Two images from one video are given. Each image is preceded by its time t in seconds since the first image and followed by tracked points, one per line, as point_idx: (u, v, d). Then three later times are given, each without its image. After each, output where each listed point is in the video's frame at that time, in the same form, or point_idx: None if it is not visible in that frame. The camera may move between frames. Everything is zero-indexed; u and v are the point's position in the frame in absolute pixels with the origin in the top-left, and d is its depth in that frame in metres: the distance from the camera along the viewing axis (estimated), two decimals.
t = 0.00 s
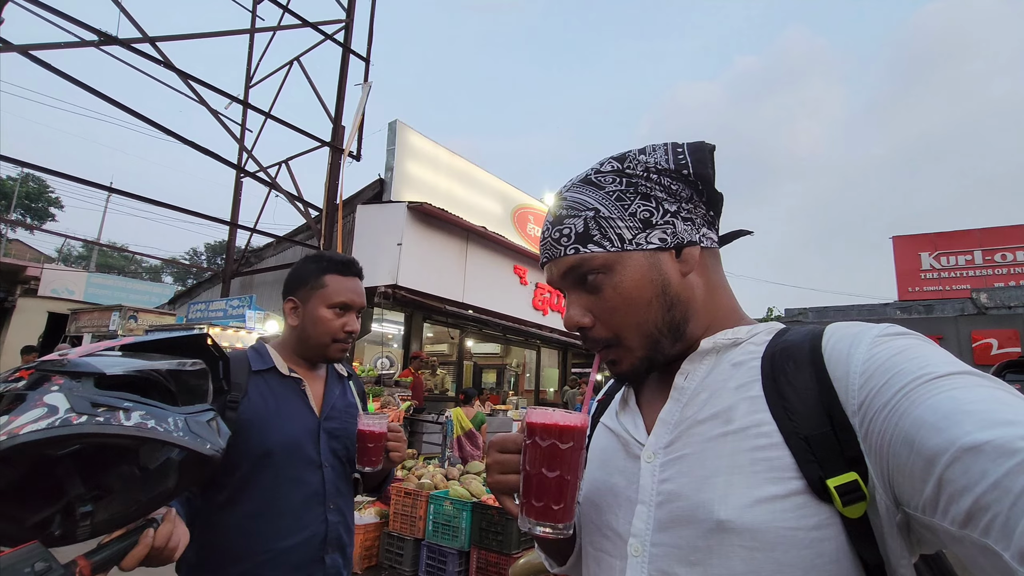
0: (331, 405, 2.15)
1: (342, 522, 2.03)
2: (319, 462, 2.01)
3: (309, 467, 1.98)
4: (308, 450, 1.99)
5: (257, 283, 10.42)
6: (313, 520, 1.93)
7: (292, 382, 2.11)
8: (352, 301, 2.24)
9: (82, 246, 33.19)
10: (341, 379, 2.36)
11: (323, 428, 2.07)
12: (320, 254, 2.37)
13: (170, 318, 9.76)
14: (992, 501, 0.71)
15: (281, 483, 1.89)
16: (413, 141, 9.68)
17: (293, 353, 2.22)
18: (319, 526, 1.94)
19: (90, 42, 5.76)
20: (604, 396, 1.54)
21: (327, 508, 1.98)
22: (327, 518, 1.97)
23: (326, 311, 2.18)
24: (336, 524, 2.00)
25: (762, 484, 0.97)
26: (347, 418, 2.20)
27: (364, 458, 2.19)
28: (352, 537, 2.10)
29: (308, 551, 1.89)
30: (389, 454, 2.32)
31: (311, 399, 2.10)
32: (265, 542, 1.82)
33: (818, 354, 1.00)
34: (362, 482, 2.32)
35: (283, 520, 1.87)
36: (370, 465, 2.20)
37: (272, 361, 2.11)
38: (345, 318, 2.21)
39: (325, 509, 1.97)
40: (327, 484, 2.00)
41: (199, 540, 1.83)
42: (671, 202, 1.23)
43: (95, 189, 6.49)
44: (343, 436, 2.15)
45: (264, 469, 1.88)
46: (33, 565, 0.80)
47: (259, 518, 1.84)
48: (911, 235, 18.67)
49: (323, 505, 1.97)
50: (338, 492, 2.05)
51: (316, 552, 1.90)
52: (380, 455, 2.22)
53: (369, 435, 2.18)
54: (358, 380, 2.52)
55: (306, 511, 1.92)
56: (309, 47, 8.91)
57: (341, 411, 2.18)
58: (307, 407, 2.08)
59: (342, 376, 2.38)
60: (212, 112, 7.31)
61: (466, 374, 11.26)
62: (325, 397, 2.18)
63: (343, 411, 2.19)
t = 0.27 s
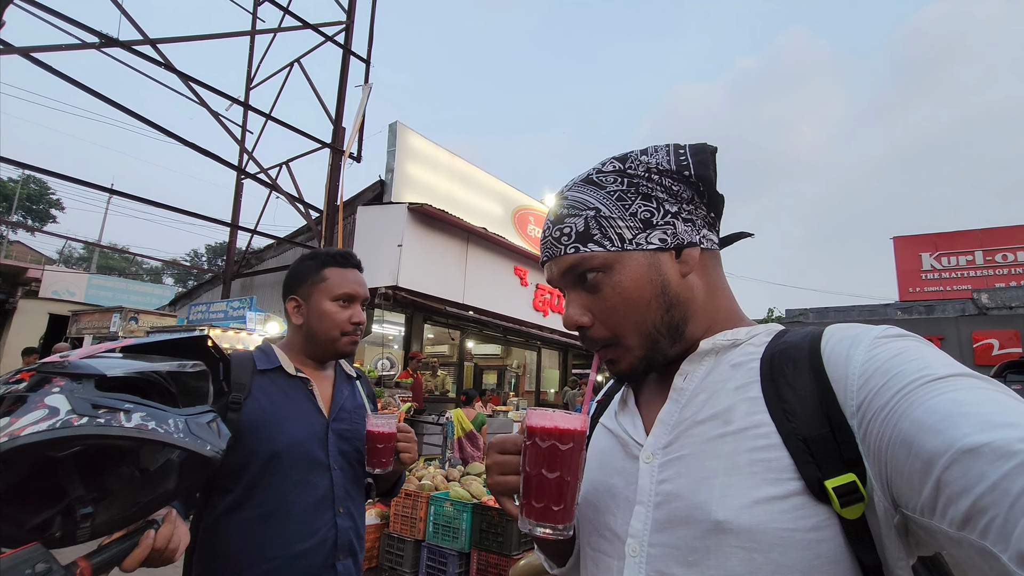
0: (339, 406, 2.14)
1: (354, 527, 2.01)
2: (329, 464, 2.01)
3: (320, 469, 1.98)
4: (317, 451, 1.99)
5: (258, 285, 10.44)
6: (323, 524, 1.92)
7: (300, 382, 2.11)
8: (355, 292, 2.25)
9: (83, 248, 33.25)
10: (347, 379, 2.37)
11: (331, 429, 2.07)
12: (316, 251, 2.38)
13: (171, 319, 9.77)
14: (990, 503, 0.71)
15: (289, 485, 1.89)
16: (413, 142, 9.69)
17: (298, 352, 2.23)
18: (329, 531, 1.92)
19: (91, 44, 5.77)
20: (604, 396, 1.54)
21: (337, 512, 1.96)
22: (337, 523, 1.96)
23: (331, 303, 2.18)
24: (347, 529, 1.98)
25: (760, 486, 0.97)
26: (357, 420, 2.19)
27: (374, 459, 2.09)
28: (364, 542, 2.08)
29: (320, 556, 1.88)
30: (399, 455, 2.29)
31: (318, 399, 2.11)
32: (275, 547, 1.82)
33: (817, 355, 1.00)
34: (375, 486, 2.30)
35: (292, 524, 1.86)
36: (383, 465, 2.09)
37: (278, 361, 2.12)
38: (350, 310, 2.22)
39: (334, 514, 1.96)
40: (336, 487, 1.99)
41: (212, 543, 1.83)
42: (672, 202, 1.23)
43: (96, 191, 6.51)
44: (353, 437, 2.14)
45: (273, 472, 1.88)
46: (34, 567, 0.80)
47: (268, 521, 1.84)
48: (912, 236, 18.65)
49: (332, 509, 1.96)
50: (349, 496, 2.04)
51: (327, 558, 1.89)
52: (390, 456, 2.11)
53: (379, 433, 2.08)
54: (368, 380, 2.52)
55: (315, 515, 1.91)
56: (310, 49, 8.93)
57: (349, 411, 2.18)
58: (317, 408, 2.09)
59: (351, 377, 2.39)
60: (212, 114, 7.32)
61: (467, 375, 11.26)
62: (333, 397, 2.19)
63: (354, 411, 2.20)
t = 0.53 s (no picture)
0: (339, 408, 2.14)
1: (349, 536, 1.99)
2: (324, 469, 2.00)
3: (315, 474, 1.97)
4: (314, 456, 1.98)
5: (258, 286, 10.43)
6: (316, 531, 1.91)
7: (297, 383, 2.11)
8: (355, 290, 2.25)
9: (83, 250, 33.22)
10: (348, 381, 2.36)
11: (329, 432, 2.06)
12: (314, 251, 2.38)
13: (171, 321, 9.76)
14: (988, 503, 0.71)
15: (283, 492, 1.88)
16: (413, 144, 9.70)
17: (298, 352, 2.23)
18: (322, 540, 1.91)
19: (92, 46, 5.78)
20: (603, 398, 1.53)
21: (332, 521, 1.95)
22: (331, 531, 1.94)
23: (330, 302, 2.19)
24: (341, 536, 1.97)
25: (758, 486, 0.97)
26: (358, 424, 2.19)
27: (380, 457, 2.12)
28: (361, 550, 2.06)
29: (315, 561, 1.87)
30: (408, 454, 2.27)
31: (316, 402, 2.10)
32: (268, 555, 1.81)
33: (815, 356, 1.00)
34: (382, 490, 2.34)
35: (285, 532, 1.85)
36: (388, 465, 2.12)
37: (276, 362, 2.13)
38: (349, 309, 2.22)
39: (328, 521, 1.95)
40: (332, 495, 1.97)
41: (210, 548, 1.84)
42: (672, 203, 1.23)
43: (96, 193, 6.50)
44: (353, 442, 2.13)
45: (267, 476, 1.88)
46: (34, 567, 0.80)
47: (261, 528, 1.84)
48: (912, 237, 18.66)
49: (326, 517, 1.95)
50: (346, 504, 2.02)
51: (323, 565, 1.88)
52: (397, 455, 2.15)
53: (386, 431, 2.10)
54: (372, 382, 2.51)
55: (309, 524, 1.90)
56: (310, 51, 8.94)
57: (348, 414, 2.17)
58: (315, 412, 2.08)
59: (353, 379, 2.38)
60: (213, 116, 7.33)
61: (467, 377, 11.25)
62: (333, 401, 2.18)
63: (355, 416, 2.19)
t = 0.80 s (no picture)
0: (333, 409, 2.13)
1: (341, 539, 1.99)
2: (317, 473, 1.99)
3: (307, 478, 1.96)
4: (305, 459, 1.97)
5: (258, 288, 10.44)
6: (308, 537, 1.90)
7: (291, 385, 2.11)
8: (358, 291, 2.24)
9: (83, 252, 33.22)
10: (349, 381, 2.36)
11: (324, 435, 2.05)
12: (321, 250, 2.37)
13: (171, 322, 9.76)
14: (990, 501, 0.71)
15: (274, 495, 1.88)
16: (414, 146, 9.71)
17: (297, 352, 2.22)
18: (312, 543, 1.90)
19: (94, 48, 5.80)
20: (603, 398, 1.53)
21: (323, 523, 1.94)
22: (323, 535, 1.93)
23: (326, 311, 2.16)
24: (333, 541, 1.96)
25: (760, 485, 0.97)
26: (351, 424, 2.16)
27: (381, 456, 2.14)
28: (355, 553, 2.05)
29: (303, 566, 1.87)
30: (410, 452, 2.27)
31: (310, 405, 2.09)
32: (262, 557, 1.81)
33: (816, 354, 1.00)
34: (390, 490, 2.29)
35: (275, 535, 1.85)
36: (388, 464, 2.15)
37: (270, 361, 2.12)
38: (344, 319, 2.19)
39: (321, 526, 1.94)
40: (323, 497, 1.97)
41: (202, 554, 1.85)
42: (675, 201, 1.23)
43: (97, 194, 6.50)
44: (349, 443, 2.12)
45: (256, 478, 1.88)
46: (34, 566, 0.80)
47: (252, 531, 1.83)
48: (911, 240, 18.67)
49: (319, 522, 1.94)
50: (338, 505, 2.01)
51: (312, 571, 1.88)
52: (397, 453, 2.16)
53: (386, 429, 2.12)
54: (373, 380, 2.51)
55: (299, 526, 1.89)
56: (311, 53, 8.97)
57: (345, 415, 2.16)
58: (308, 413, 2.08)
59: (354, 380, 2.38)
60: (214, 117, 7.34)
61: (467, 379, 11.24)
62: (327, 402, 2.17)
63: (350, 416, 2.18)
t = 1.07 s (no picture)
0: (336, 410, 2.13)
1: (339, 543, 1.96)
2: (316, 476, 1.98)
3: (306, 481, 1.95)
4: (304, 462, 1.97)
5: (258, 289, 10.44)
6: (306, 540, 1.89)
7: (293, 385, 2.11)
8: (361, 291, 2.24)
9: (83, 253, 33.25)
10: (353, 382, 2.36)
11: (324, 437, 2.05)
12: (325, 250, 2.36)
13: (170, 323, 9.75)
14: (990, 498, 0.71)
15: (269, 498, 1.88)
16: (414, 147, 9.73)
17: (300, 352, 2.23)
18: (309, 548, 1.89)
19: (94, 49, 5.80)
20: (604, 397, 1.53)
21: (321, 528, 1.92)
22: (321, 539, 1.91)
23: (331, 312, 2.16)
24: (332, 545, 1.94)
25: (761, 482, 0.97)
26: (353, 426, 2.16)
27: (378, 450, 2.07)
28: (355, 557, 2.03)
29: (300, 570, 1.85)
30: (409, 448, 2.24)
31: (312, 406, 2.09)
32: (263, 557, 1.82)
33: (816, 350, 1.00)
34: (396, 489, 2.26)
35: (269, 539, 1.84)
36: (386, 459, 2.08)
37: (271, 362, 2.13)
38: (351, 320, 2.19)
39: (319, 530, 1.92)
40: (321, 501, 1.95)
41: (204, 555, 1.86)
42: (675, 200, 1.24)
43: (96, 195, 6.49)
44: (349, 445, 2.12)
45: (257, 479, 1.88)
46: (35, 563, 0.79)
47: (250, 534, 1.83)
48: (911, 243, 18.69)
49: (317, 525, 1.93)
50: (336, 509, 1.99)
51: None
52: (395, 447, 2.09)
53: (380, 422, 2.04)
54: (378, 379, 2.50)
55: (296, 531, 1.88)
56: (311, 55, 8.98)
57: (347, 416, 2.15)
58: (310, 415, 2.07)
59: (358, 380, 2.38)
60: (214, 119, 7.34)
61: (467, 381, 11.23)
62: (330, 403, 2.17)
63: (352, 418, 2.17)
